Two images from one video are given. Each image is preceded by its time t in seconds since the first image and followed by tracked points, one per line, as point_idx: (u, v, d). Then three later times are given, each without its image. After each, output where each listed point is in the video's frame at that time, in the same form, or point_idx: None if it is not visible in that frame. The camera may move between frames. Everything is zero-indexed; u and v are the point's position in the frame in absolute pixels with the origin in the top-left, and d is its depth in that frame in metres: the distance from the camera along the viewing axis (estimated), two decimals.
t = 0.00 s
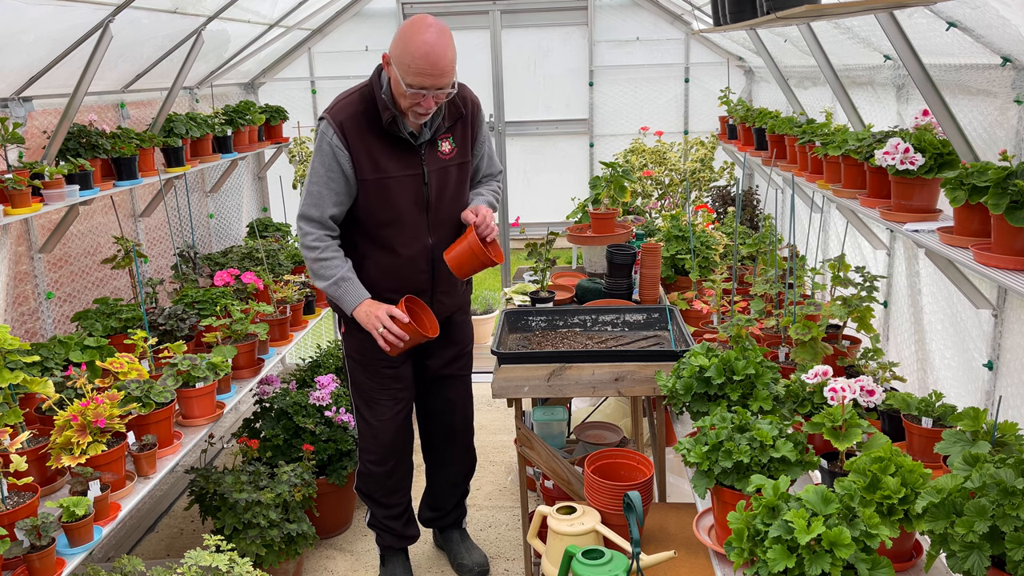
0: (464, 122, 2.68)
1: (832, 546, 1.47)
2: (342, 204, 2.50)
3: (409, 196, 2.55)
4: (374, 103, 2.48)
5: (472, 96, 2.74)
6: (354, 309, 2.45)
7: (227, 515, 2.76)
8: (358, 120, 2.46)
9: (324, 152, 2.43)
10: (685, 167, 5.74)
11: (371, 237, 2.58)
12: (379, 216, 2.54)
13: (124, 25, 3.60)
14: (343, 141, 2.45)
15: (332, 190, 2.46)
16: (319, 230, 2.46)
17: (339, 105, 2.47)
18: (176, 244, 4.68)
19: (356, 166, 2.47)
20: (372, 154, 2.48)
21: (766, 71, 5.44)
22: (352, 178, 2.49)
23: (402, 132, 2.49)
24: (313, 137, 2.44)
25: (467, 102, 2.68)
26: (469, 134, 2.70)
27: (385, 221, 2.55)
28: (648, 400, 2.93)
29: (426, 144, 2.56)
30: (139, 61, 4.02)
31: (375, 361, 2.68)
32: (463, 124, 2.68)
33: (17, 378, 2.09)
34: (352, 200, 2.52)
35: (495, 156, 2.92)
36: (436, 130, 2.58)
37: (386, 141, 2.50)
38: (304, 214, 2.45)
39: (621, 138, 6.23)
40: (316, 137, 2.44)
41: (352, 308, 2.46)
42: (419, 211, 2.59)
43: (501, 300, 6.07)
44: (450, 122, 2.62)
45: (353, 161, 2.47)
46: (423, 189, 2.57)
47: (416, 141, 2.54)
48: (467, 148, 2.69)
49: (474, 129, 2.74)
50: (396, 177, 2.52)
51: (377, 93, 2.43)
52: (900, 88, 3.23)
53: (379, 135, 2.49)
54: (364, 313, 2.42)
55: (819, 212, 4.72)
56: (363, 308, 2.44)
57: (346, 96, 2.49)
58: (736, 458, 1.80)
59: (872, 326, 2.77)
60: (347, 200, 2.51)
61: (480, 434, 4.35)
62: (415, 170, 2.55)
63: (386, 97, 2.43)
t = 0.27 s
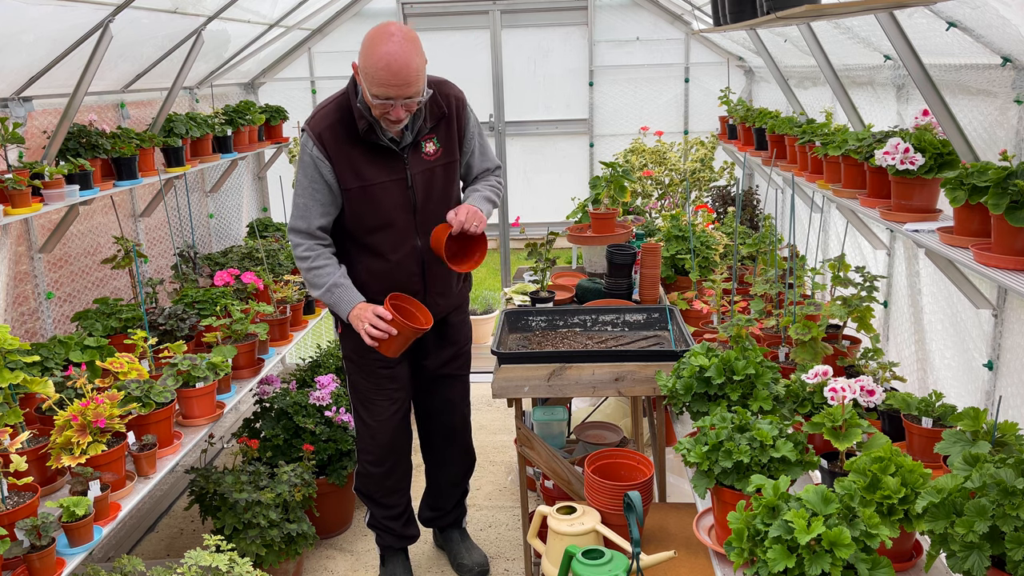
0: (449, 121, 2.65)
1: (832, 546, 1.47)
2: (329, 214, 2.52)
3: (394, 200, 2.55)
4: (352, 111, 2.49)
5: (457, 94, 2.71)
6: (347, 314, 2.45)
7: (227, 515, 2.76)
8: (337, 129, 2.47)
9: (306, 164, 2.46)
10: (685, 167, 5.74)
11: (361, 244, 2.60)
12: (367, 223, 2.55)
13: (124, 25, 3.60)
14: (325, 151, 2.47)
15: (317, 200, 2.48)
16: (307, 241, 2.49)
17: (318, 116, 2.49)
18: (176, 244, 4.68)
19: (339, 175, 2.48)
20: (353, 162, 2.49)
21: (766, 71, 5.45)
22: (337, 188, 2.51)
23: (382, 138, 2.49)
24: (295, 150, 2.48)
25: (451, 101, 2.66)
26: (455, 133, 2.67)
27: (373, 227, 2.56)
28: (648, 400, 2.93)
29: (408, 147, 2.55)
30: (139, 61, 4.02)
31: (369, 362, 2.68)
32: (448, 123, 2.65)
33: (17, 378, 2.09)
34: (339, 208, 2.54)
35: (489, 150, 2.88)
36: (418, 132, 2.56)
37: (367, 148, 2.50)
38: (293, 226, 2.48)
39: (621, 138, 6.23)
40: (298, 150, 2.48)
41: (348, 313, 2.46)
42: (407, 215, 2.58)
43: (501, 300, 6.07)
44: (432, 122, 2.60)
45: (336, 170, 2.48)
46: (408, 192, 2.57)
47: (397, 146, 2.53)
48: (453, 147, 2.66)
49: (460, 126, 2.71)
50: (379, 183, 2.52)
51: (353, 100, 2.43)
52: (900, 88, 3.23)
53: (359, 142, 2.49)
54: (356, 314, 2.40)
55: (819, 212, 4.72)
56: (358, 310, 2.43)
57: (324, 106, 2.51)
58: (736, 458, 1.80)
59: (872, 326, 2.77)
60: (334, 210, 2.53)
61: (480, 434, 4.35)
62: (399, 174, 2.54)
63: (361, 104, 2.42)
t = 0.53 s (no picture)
0: (436, 128, 2.60)
1: (832, 546, 1.47)
2: (320, 225, 2.55)
3: (381, 210, 2.54)
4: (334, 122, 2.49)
5: (447, 100, 2.64)
6: (347, 322, 2.46)
7: (227, 515, 2.76)
8: (320, 141, 2.48)
9: (293, 177, 2.49)
10: (685, 167, 5.75)
11: (353, 253, 2.61)
12: (356, 233, 2.56)
13: (124, 25, 3.60)
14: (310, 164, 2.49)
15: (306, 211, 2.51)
16: (298, 252, 2.52)
17: (302, 128, 2.51)
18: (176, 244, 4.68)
19: (324, 186, 2.50)
20: (336, 173, 2.50)
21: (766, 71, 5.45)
22: (324, 199, 2.53)
23: (366, 149, 2.48)
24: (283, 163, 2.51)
25: (438, 108, 2.60)
26: (443, 142, 2.61)
27: (362, 237, 2.57)
28: (649, 400, 2.93)
29: (393, 157, 2.53)
30: (139, 61, 4.02)
31: (362, 363, 2.68)
32: (435, 131, 2.60)
33: (17, 378, 2.09)
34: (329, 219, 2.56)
35: (486, 160, 2.76)
36: (402, 143, 2.53)
37: (351, 159, 2.50)
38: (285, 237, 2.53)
39: (621, 138, 6.23)
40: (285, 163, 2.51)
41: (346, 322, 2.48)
42: (394, 224, 2.57)
43: (502, 300, 6.07)
44: (417, 131, 2.55)
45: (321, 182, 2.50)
46: (394, 203, 2.55)
47: (381, 156, 2.52)
48: (441, 155, 2.61)
49: (450, 135, 2.64)
50: (364, 193, 2.52)
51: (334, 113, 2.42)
52: (900, 88, 3.23)
53: (343, 152, 2.50)
54: (357, 324, 2.43)
55: (819, 212, 4.72)
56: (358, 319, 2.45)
57: (309, 117, 2.53)
58: (736, 458, 1.80)
59: (872, 326, 2.77)
60: (325, 221, 2.56)
61: (480, 434, 4.36)
62: (384, 184, 2.53)
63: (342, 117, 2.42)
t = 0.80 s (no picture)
0: (423, 155, 2.53)
1: (832, 546, 1.47)
2: (314, 248, 2.55)
3: (371, 238, 2.52)
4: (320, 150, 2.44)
5: (435, 126, 2.57)
6: (355, 347, 2.53)
7: (227, 515, 2.76)
8: (307, 171, 2.44)
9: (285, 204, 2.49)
10: (685, 167, 5.75)
11: (348, 274, 2.62)
12: (349, 257, 2.56)
13: (124, 25, 3.60)
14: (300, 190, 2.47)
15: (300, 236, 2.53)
16: (297, 274, 2.56)
17: (290, 156, 2.47)
18: (176, 244, 4.68)
19: (315, 214, 2.49)
20: (324, 201, 2.47)
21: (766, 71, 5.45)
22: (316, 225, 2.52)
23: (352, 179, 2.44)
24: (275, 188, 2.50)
25: (425, 134, 2.53)
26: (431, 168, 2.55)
27: (355, 260, 2.57)
28: (648, 400, 2.93)
29: (380, 186, 2.48)
30: (139, 61, 4.02)
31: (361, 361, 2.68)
32: (423, 157, 2.53)
33: (17, 378, 2.09)
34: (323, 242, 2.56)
35: (476, 186, 2.70)
36: (389, 170, 2.47)
37: (339, 187, 2.46)
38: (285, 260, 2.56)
39: (621, 138, 6.23)
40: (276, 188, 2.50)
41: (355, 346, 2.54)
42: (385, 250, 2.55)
43: (502, 300, 6.07)
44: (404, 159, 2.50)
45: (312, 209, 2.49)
46: (383, 229, 2.52)
47: (368, 186, 2.47)
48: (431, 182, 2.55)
49: (438, 161, 2.57)
50: (353, 219, 2.50)
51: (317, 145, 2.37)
52: (900, 88, 3.23)
53: (330, 181, 2.46)
54: (366, 352, 2.50)
55: (819, 212, 4.72)
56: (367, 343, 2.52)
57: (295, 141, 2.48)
58: (736, 458, 1.80)
59: (872, 326, 2.77)
60: (319, 244, 2.56)
61: (479, 434, 4.36)
62: (373, 213, 2.50)
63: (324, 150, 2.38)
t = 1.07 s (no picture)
0: (412, 192, 2.47)
1: (832, 546, 1.47)
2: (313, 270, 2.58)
3: (363, 268, 2.52)
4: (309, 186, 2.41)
5: (423, 161, 2.50)
6: (365, 360, 2.60)
7: (227, 515, 2.76)
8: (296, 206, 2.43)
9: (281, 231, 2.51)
10: (685, 167, 5.75)
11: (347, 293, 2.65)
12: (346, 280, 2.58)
13: (124, 25, 3.60)
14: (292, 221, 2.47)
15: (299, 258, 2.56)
16: (299, 289, 2.60)
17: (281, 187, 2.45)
18: (176, 244, 4.68)
19: (309, 243, 2.50)
20: (315, 234, 2.46)
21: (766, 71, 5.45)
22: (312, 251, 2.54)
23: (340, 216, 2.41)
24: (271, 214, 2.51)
25: (413, 171, 2.47)
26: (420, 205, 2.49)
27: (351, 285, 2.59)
28: (648, 400, 2.93)
29: (368, 224, 2.44)
30: (138, 61, 4.02)
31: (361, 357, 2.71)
32: (412, 193, 2.47)
33: (17, 378, 2.09)
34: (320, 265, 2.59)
35: (467, 218, 2.63)
36: (377, 209, 2.42)
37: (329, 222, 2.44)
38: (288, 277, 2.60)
39: (621, 138, 6.23)
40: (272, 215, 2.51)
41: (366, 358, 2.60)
42: (378, 278, 2.56)
43: (502, 300, 6.07)
44: (392, 197, 2.44)
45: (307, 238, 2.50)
46: (373, 261, 2.51)
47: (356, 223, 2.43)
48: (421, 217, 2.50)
49: (428, 197, 2.51)
50: (343, 250, 2.49)
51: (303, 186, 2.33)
52: (900, 89, 3.23)
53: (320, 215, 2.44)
54: (378, 364, 2.57)
55: (819, 212, 4.73)
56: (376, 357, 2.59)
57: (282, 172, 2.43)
58: (736, 458, 1.80)
59: (872, 326, 2.77)
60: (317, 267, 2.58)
61: (479, 434, 4.36)
62: (363, 246, 2.48)
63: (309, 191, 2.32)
